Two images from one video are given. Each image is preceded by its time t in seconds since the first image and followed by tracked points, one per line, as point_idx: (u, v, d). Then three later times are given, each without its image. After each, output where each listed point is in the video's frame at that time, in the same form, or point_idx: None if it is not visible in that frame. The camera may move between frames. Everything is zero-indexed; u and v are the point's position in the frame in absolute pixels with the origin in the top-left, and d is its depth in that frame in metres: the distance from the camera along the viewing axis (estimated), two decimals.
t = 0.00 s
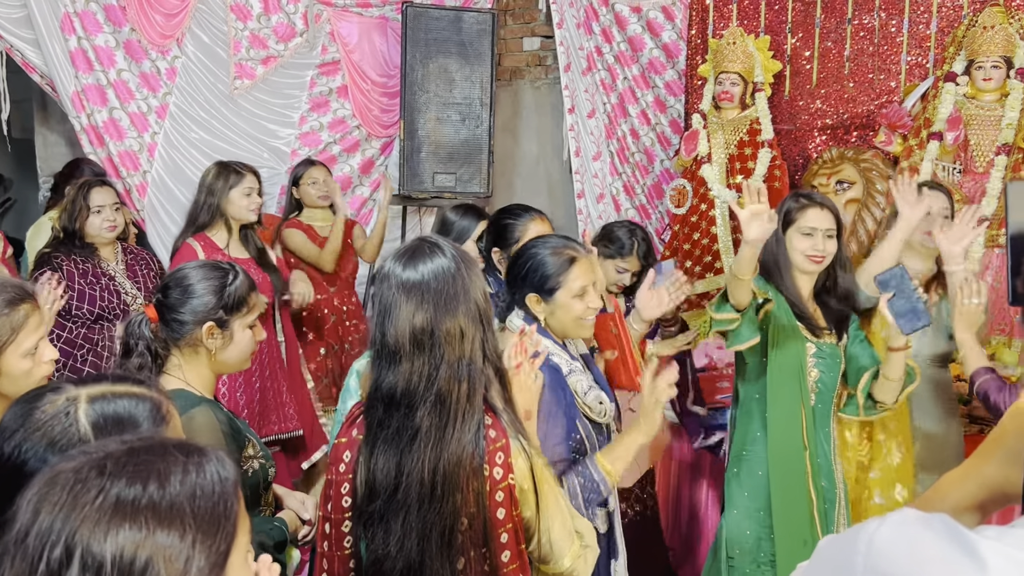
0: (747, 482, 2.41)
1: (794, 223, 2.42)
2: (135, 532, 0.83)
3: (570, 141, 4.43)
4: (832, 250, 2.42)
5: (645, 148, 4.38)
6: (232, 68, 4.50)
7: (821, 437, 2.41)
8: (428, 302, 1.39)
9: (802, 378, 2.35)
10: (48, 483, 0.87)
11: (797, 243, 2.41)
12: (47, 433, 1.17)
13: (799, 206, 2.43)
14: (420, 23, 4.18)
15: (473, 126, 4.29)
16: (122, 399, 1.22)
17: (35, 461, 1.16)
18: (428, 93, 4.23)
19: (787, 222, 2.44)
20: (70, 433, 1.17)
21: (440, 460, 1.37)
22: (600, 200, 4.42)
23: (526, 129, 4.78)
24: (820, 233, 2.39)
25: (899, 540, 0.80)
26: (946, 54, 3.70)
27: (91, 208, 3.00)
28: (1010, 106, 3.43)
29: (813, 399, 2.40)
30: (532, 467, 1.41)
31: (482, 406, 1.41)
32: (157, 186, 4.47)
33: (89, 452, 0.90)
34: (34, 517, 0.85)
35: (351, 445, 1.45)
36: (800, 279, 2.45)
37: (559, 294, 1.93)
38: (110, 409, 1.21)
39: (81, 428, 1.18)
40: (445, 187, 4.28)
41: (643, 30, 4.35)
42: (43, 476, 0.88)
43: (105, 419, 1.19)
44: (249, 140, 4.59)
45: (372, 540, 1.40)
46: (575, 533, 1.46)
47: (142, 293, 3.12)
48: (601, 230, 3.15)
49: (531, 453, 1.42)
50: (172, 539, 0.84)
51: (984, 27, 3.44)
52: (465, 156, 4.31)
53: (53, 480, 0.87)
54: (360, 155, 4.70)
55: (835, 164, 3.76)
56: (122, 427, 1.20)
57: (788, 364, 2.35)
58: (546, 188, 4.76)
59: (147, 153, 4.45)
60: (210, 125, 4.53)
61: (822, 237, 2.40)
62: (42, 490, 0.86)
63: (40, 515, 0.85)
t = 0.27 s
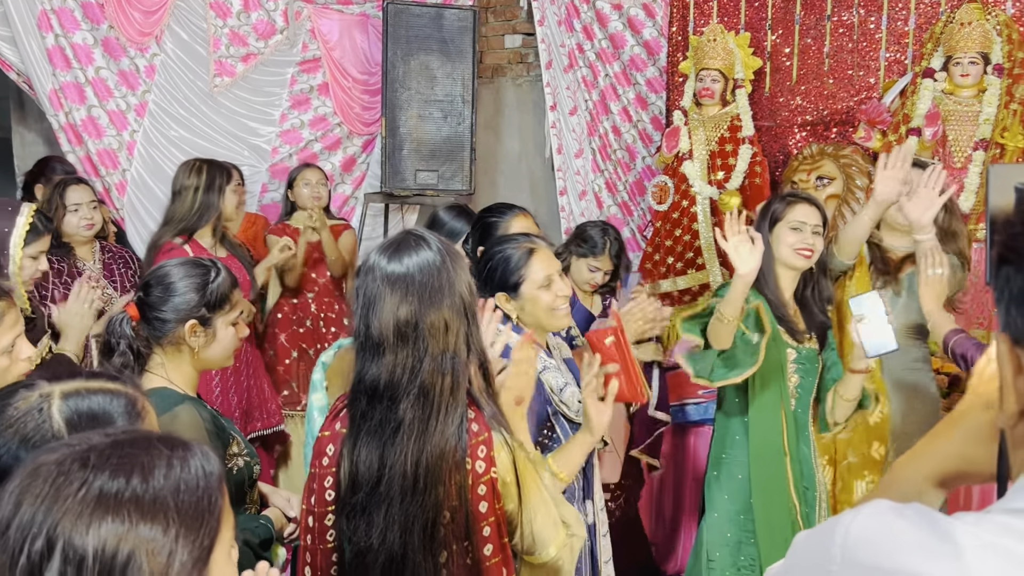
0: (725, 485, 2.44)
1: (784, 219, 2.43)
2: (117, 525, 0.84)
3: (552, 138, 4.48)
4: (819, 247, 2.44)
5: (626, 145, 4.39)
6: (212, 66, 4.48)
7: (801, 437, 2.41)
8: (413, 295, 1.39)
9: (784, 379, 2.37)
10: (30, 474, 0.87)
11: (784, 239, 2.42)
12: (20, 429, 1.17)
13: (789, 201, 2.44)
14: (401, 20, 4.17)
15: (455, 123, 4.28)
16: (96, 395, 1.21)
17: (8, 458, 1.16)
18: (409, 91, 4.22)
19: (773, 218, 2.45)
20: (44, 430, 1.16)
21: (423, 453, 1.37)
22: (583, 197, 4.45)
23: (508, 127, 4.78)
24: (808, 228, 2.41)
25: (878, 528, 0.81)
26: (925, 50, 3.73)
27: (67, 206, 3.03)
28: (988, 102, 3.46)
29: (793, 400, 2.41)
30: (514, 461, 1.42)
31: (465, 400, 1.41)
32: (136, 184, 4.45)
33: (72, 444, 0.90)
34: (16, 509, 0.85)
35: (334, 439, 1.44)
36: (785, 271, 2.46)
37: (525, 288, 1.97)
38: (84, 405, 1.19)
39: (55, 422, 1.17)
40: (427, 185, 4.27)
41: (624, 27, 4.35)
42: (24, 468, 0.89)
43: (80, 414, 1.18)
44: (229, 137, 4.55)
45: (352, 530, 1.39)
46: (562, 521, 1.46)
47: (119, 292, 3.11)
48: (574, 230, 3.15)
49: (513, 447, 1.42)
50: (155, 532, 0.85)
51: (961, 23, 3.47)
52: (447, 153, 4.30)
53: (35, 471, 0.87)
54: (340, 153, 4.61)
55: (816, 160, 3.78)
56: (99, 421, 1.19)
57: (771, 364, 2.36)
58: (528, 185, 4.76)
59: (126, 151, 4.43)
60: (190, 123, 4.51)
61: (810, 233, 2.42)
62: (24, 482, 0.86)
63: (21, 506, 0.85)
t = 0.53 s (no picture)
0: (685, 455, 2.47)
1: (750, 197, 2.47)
2: (119, 500, 0.84)
3: (525, 132, 4.49)
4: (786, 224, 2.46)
5: (599, 139, 4.41)
6: (181, 59, 4.44)
7: (764, 413, 2.45)
8: (394, 280, 1.40)
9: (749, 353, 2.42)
10: (38, 443, 0.87)
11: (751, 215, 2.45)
12: None
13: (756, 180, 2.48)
14: (373, 13, 4.16)
15: (428, 117, 4.28)
16: (70, 375, 1.21)
17: None
18: (382, 84, 4.21)
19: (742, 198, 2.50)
20: (20, 408, 1.16)
21: (403, 437, 1.38)
22: (556, 190, 4.45)
23: (481, 121, 4.79)
24: (775, 204, 2.44)
25: (860, 509, 0.77)
26: (891, 44, 3.78)
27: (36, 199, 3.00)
28: (953, 94, 3.52)
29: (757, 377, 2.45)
30: (494, 447, 1.45)
31: (446, 386, 1.42)
32: (106, 179, 4.42)
33: (81, 415, 0.91)
34: (22, 475, 0.85)
35: (315, 425, 1.45)
36: (754, 248, 2.48)
37: (493, 260, 1.99)
38: (59, 385, 1.19)
39: (31, 402, 1.16)
40: (401, 178, 4.27)
41: (596, 21, 4.38)
42: (31, 437, 0.89)
43: (54, 396, 1.18)
44: (199, 131, 4.51)
45: (333, 513, 1.40)
46: (538, 513, 1.50)
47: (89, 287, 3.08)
48: (539, 209, 3.17)
49: (493, 432, 1.45)
50: (155, 510, 0.85)
51: (927, 17, 3.53)
52: (420, 147, 4.30)
53: (44, 439, 0.87)
54: (313, 147, 4.58)
55: (785, 152, 3.76)
56: (73, 401, 1.19)
57: (736, 337, 2.41)
58: (501, 179, 4.77)
59: (96, 145, 4.40)
60: (160, 117, 4.47)
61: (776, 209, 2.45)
62: (34, 448, 0.87)
63: (27, 476, 0.85)
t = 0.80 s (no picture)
0: (667, 462, 2.54)
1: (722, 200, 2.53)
2: (143, 480, 0.90)
3: (512, 129, 4.50)
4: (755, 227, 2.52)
5: (585, 136, 4.44)
6: (168, 57, 4.44)
7: (742, 415, 2.53)
8: (395, 270, 1.43)
9: (729, 364, 2.49)
10: (69, 422, 0.94)
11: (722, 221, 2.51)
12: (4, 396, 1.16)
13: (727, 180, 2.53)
14: (360, 11, 4.17)
15: (415, 114, 4.30)
16: (80, 360, 1.23)
17: None
18: (369, 81, 4.23)
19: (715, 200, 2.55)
20: (30, 389, 1.17)
21: (406, 423, 1.41)
22: (543, 186, 4.48)
23: (468, 118, 4.81)
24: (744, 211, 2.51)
25: (879, 491, 0.79)
26: (874, 41, 3.82)
27: (25, 196, 3.01)
28: (935, 90, 3.56)
29: (736, 383, 2.54)
30: (493, 431, 1.47)
31: (446, 373, 1.46)
32: (92, 176, 4.45)
33: (111, 398, 0.97)
34: (52, 450, 0.92)
35: (317, 412, 1.48)
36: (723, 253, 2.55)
37: (473, 262, 2.00)
38: (69, 369, 1.21)
39: (43, 386, 1.18)
40: (389, 175, 4.29)
41: (582, 19, 4.41)
42: (62, 418, 0.95)
43: (66, 381, 1.20)
44: (187, 128, 4.51)
45: (339, 497, 1.44)
46: (539, 492, 1.51)
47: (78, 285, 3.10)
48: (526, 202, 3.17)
49: (493, 418, 1.47)
50: (175, 492, 0.91)
51: (908, 14, 3.57)
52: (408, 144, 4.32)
53: (75, 419, 0.94)
54: (300, 144, 4.57)
55: (770, 148, 3.86)
56: (83, 387, 1.20)
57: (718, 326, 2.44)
58: (488, 175, 4.80)
59: (82, 143, 4.43)
60: (146, 114, 4.47)
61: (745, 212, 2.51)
62: (64, 427, 0.93)
63: (56, 452, 0.91)
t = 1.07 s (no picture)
0: (665, 444, 2.52)
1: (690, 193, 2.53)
2: (163, 463, 0.93)
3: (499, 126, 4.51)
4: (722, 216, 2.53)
5: (573, 133, 4.46)
6: (156, 55, 4.43)
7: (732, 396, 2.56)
8: (392, 265, 1.45)
9: (719, 339, 2.49)
10: (95, 406, 0.98)
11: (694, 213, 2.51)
12: (21, 388, 1.18)
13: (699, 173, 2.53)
14: (349, 9, 4.18)
15: (404, 112, 4.31)
16: (98, 355, 1.26)
17: (12, 413, 1.16)
18: (358, 79, 4.24)
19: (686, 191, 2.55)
20: (49, 383, 1.19)
21: (405, 416, 1.43)
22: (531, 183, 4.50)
23: (455, 115, 4.82)
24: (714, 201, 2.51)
25: (927, 484, 0.81)
26: (858, 39, 3.86)
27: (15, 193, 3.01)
28: (919, 88, 3.60)
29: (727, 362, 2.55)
30: (493, 425, 1.51)
31: (446, 368, 1.48)
32: (79, 175, 4.43)
33: (137, 386, 1.01)
34: (77, 433, 0.96)
35: (318, 405, 1.51)
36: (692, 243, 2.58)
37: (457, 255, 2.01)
38: (87, 363, 1.23)
39: (61, 379, 1.20)
40: (378, 173, 4.30)
41: (569, 17, 4.43)
42: (86, 404, 0.99)
43: (86, 374, 1.22)
44: (175, 127, 4.51)
45: (340, 490, 1.45)
46: (533, 488, 1.58)
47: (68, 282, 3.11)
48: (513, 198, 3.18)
49: (493, 412, 1.51)
50: (193, 477, 0.94)
51: (893, 12, 3.61)
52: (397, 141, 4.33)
53: (100, 404, 0.98)
54: (289, 141, 4.59)
55: (756, 145, 3.88)
56: (103, 381, 1.23)
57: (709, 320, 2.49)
58: (476, 173, 4.81)
59: (69, 142, 4.41)
60: (134, 113, 4.46)
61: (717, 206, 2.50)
62: (89, 411, 0.97)
63: (81, 435, 0.95)
